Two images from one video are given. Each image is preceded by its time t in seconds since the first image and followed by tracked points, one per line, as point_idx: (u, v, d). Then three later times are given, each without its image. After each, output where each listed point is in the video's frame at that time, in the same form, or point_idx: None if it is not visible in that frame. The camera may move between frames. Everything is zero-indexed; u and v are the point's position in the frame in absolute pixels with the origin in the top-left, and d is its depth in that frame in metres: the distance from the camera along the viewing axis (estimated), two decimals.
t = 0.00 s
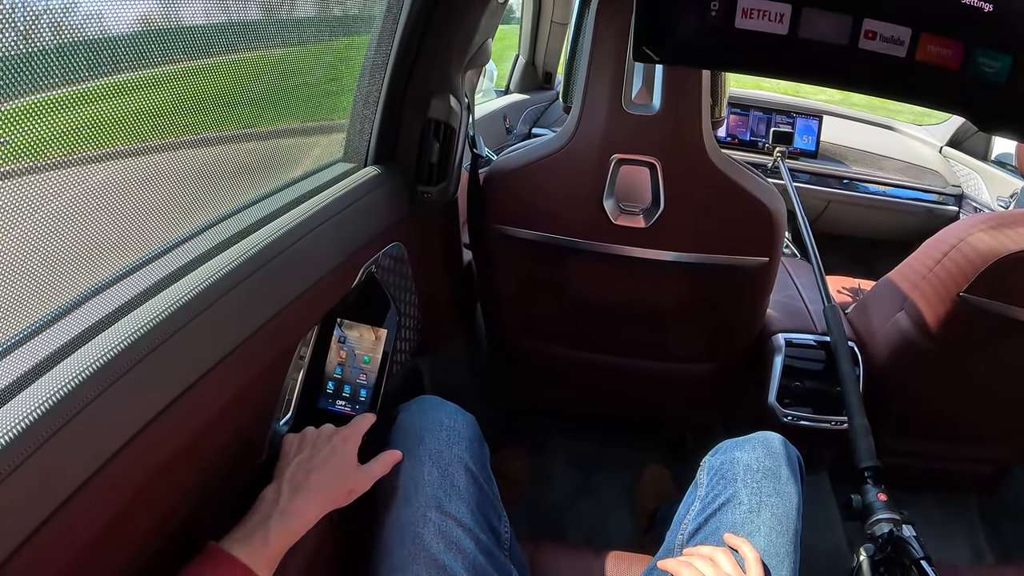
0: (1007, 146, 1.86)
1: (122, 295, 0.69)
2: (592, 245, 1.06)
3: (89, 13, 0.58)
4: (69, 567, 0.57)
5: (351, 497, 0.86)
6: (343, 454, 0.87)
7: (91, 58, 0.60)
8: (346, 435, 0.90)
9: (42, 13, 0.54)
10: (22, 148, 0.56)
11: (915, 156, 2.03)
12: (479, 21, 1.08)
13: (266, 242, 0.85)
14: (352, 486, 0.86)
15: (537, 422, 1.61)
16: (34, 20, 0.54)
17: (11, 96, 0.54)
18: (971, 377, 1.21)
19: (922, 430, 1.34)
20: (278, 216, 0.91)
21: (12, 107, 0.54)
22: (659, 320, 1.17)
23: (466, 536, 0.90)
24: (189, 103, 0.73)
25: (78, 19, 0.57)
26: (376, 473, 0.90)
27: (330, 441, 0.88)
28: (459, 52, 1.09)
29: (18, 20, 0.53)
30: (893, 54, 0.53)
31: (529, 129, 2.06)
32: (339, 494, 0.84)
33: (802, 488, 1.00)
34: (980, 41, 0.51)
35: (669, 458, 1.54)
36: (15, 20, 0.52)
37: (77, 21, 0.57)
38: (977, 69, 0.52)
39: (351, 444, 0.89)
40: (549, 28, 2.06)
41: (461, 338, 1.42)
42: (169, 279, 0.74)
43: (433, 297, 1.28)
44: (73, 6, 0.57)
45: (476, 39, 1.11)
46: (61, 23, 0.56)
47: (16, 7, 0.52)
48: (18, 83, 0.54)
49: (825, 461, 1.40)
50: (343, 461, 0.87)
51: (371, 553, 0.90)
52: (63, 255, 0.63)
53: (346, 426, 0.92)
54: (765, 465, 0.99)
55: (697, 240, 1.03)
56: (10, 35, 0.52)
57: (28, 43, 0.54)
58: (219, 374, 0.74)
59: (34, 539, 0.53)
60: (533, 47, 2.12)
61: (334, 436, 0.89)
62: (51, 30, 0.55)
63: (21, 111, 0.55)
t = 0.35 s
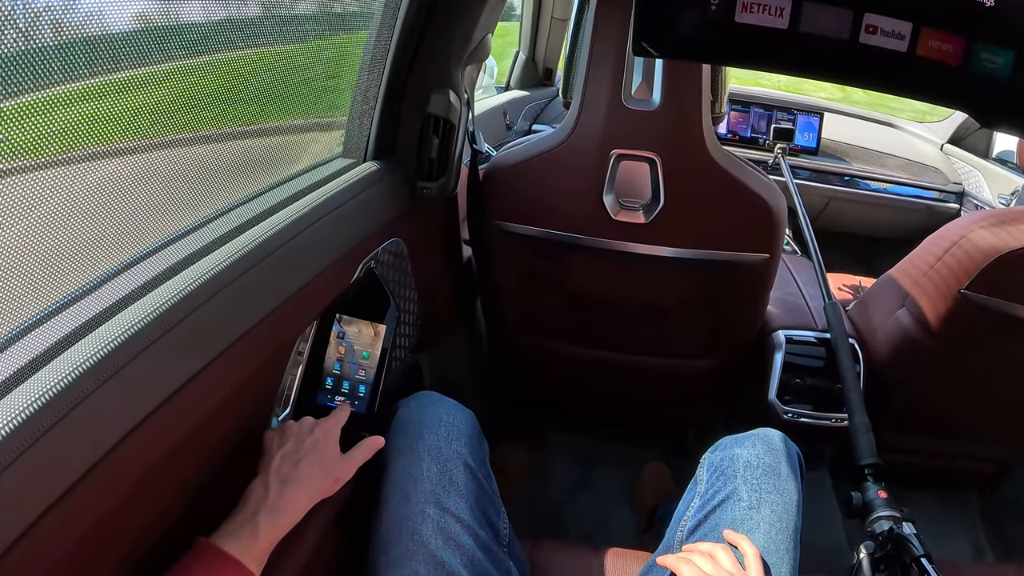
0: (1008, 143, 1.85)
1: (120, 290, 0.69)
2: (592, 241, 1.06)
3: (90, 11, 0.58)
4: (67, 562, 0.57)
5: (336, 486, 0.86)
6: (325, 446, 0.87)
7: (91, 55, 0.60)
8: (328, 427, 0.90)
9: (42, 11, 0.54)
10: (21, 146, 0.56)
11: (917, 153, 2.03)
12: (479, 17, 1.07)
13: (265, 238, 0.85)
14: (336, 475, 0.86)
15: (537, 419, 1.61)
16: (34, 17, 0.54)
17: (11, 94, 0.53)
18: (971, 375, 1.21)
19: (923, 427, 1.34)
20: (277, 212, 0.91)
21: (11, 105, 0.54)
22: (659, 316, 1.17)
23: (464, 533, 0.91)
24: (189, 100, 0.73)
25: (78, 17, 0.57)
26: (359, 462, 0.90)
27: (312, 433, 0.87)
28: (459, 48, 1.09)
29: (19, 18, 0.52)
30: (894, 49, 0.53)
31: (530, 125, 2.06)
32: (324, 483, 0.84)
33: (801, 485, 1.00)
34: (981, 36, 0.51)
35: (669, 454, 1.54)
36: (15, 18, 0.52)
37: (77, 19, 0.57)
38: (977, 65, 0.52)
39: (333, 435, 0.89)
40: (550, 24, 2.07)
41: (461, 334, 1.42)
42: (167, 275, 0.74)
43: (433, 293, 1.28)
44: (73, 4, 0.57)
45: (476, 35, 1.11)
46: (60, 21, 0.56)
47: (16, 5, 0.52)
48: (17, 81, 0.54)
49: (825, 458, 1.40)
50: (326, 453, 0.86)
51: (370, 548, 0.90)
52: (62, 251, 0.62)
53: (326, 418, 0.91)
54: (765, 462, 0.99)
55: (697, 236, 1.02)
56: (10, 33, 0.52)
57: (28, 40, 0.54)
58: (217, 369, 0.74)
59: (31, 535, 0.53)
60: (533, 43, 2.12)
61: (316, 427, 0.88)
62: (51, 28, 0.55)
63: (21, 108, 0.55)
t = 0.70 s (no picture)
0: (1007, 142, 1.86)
1: (122, 288, 0.69)
2: (591, 239, 1.07)
3: (90, 10, 0.58)
4: (67, 559, 0.57)
5: (347, 481, 0.87)
6: (336, 439, 0.88)
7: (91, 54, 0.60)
8: (339, 420, 0.91)
9: (42, 10, 0.54)
10: (22, 145, 0.56)
11: (917, 152, 2.03)
12: (478, 15, 1.08)
13: (265, 236, 0.85)
14: (348, 471, 0.87)
15: (537, 416, 1.61)
16: (34, 16, 0.54)
17: (12, 94, 0.54)
18: (970, 373, 1.21)
19: (922, 425, 1.34)
20: (277, 210, 0.91)
21: (13, 104, 0.54)
22: (658, 314, 1.17)
23: (463, 529, 0.91)
24: (189, 99, 0.73)
25: (78, 16, 0.57)
26: (370, 456, 0.90)
27: (323, 426, 0.89)
28: (458, 46, 1.09)
29: (19, 17, 0.53)
30: (892, 49, 0.53)
31: (529, 123, 2.06)
32: (335, 480, 0.85)
33: (800, 482, 1.00)
34: (980, 35, 0.51)
35: (668, 452, 1.54)
36: (16, 18, 0.52)
37: (77, 18, 0.57)
38: (977, 64, 0.51)
39: (344, 428, 0.90)
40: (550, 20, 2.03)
41: (461, 332, 1.43)
42: (168, 273, 0.74)
43: (433, 290, 1.28)
44: (73, 3, 0.57)
45: (476, 33, 1.11)
46: (61, 21, 0.56)
47: (16, 5, 0.52)
48: (18, 79, 0.54)
49: (824, 455, 1.40)
50: (336, 446, 0.87)
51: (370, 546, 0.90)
52: (63, 250, 0.63)
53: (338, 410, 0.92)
54: (763, 459, 0.99)
55: (696, 234, 1.02)
56: (10, 32, 0.52)
57: (29, 39, 0.54)
58: (218, 367, 0.74)
59: (33, 531, 0.53)
60: (533, 41, 2.11)
61: (327, 419, 0.90)
62: (51, 27, 0.55)
63: (22, 108, 0.55)
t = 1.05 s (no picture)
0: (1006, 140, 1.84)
1: (123, 286, 0.69)
2: (592, 237, 1.07)
3: (89, 7, 0.58)
4: (72, 554, 0.58)
5: (372, 500, 0.86)
6: (363, 456, 0.88)
7: (90, 52, 0.60)
8: (370, 438, 0.91)
9: (41, 7, 0.55)
10: (22, 143, 0.56)
11: (917, 150, 2.03)
12: (479, 13, 1.08)
13: (265, 234, 0.85)
14: (373, 491, 0.86)
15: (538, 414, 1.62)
16: (33, 14, 0.54)
17: (12, 91, 0.54)
18: (970, 372, 1.21)
19: (922, 423, 1.35)
20: (277, 208, 0.92)
21: (13, 102, 0.54)
22: (659, 312, 1.18)
23: (464, 526, 0.91)
24: (189, 97, 0.73)
25: (78, 13, 0.58)
26: (398, 476, 0.89)
27: (353, 442, 0.89)
28: (459, 45, 1.10)
29: (18, 15, 0.53)
30: (889, 48, 0.53)
31: (530, 121, 2.06)
32: (358, 497, 0.84)
33: (798, 479, 1.00)
34: (980, 32, 0.51)
35: (668, 449, 1.55)
36: (15, 15, 0.53)
37: (76, 15, 0.58)
38: (976, 62, 0.52)
39: (374, 447, 0.90)
40: (549, 19, 2.05)
41: (462, 329, 1.43)
42: (169, 271, 0.74)
43: (434, 288, 1.28)
44: None
45: (476, 31, 1.11)
46: (60, 18, 0.56)
47: (15, 2, 0.52)
48: (18, 77, 0.54)
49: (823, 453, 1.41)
50: (363, 462, 0.87)
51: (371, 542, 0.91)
52: (64, 248, 0.63)
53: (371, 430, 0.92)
54: (761, 456, 1.00)
55: (696, 232, 1.03)
56: (9, 30, 0.52)
57: (28, 37, 0.54)
58: (221, 364, 0.74)
59: (38, 527, 0.54)
60: (533, 39, 2.11)
61: (359, 437, 0.90)
62: (50, 25, 0.56)
63: (22, 106, 0.55)
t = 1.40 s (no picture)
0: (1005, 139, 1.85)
1: (121, 283, 0.70)
2: (589, 235, 1.07)
3: (87, 5, 0.59)
4: (70, 550, 0.58)
5: (349, 485, 0.86)
6: (341, 442, 0.88)
7: (88, 50, 0.60)
8: (348, 424, 0.91)
9: (40, 5, 0.55)
10: (22, 141, 0.56)
11: (916, 149, 2.03)
12: (476, 10, 1.08)
13: (262, 232, 0.85)
14: (352, 475, 0.86)
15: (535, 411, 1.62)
16: (32, 12, 0.54)
17: (11, 89, 0.54)
18: (966, 370, 1.21)
19: (918, 422, 1.35)
20: (275, 205, 0.92)
21: (12, 100, 0.55)
22: (655, 310, 1.18)
23: (459, 523, 0.92)
24: (188, 94, 0.73)
25: (76, 11, 0.58)
26: (376, 462, 0.89)
27: (330, 429, 0.89)
28: (456, 42, 1.10)
29: (17, 13, 0.53)
30: (884, 46, 0.53)
31: (528, 119, 2.06)
32: (336, 482, 0.85)
33: (793, 477, 1.00)
34: (975, 31, 0.50)
35: (665, 447, 1.55)
36: (14, 14, 0.53)
37: (75, 13, 0.58)
38: (971, 61, 0.51)
39: (352, 433, 0.90)
40: (548, 16, 2.05)
41: (460, 327, 1.43)
42: (167, 269, 0.75)
43: (431, 286, 1.29)
44: None
45: (473, 29, 1.12)
46: (59, 16, 0.56)
47: None
48: (17, 75, 0.55)
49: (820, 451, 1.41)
50: (340, 448, 0.87)
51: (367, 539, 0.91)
52: (62, 245, 0.63)
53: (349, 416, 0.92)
54: (756, 454, 1.00)
55: (694, 231, 1.03)
56: (8, 28, 0.53)
57: (27, 35, 0.54)
58: (218, 361, 0.74)
59: (35, 523, 0.54)
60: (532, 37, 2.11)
61: (336, 423, 0.90)
62: (49, 23, 0.56)
63: (21, 103, 0.55)
